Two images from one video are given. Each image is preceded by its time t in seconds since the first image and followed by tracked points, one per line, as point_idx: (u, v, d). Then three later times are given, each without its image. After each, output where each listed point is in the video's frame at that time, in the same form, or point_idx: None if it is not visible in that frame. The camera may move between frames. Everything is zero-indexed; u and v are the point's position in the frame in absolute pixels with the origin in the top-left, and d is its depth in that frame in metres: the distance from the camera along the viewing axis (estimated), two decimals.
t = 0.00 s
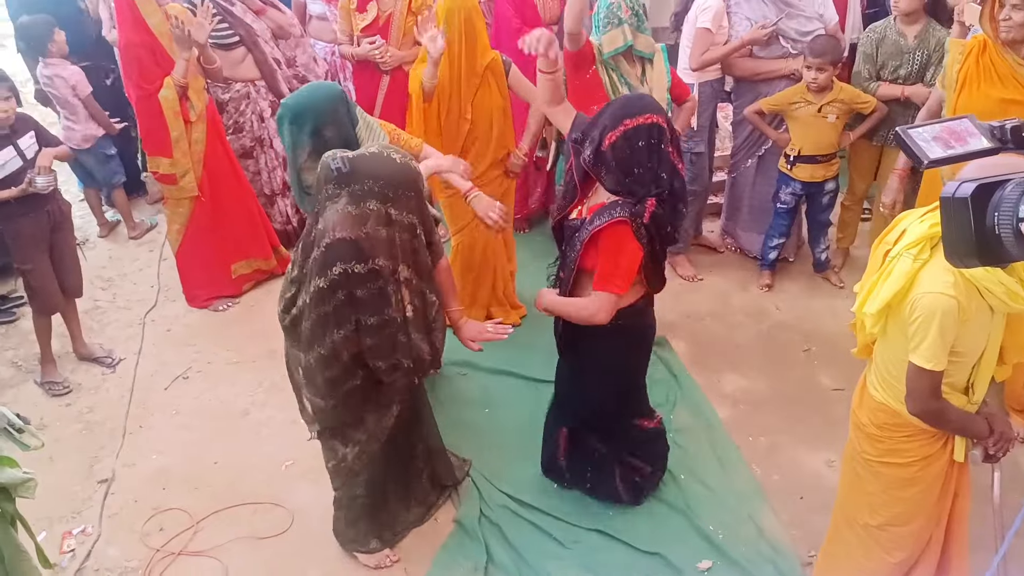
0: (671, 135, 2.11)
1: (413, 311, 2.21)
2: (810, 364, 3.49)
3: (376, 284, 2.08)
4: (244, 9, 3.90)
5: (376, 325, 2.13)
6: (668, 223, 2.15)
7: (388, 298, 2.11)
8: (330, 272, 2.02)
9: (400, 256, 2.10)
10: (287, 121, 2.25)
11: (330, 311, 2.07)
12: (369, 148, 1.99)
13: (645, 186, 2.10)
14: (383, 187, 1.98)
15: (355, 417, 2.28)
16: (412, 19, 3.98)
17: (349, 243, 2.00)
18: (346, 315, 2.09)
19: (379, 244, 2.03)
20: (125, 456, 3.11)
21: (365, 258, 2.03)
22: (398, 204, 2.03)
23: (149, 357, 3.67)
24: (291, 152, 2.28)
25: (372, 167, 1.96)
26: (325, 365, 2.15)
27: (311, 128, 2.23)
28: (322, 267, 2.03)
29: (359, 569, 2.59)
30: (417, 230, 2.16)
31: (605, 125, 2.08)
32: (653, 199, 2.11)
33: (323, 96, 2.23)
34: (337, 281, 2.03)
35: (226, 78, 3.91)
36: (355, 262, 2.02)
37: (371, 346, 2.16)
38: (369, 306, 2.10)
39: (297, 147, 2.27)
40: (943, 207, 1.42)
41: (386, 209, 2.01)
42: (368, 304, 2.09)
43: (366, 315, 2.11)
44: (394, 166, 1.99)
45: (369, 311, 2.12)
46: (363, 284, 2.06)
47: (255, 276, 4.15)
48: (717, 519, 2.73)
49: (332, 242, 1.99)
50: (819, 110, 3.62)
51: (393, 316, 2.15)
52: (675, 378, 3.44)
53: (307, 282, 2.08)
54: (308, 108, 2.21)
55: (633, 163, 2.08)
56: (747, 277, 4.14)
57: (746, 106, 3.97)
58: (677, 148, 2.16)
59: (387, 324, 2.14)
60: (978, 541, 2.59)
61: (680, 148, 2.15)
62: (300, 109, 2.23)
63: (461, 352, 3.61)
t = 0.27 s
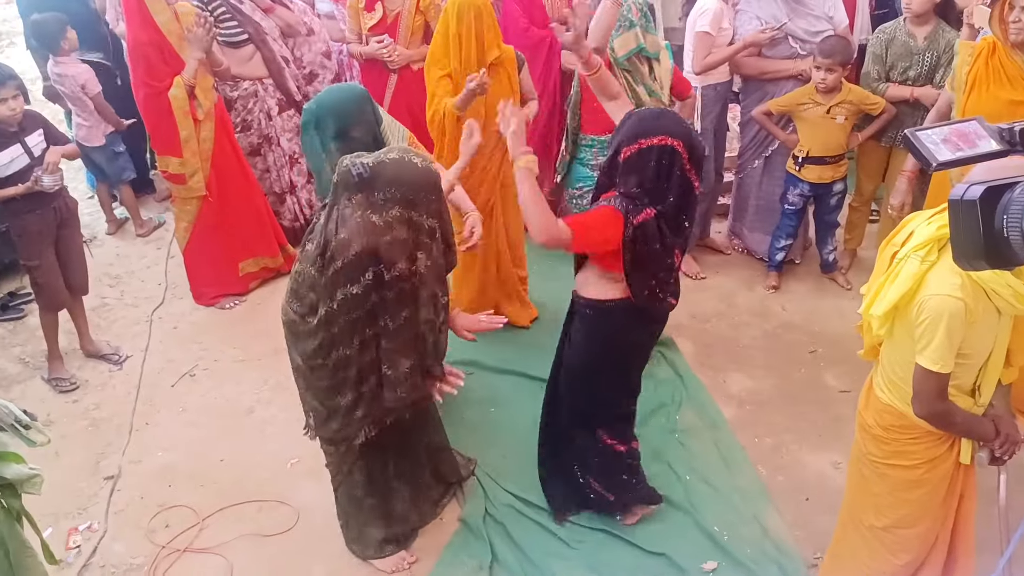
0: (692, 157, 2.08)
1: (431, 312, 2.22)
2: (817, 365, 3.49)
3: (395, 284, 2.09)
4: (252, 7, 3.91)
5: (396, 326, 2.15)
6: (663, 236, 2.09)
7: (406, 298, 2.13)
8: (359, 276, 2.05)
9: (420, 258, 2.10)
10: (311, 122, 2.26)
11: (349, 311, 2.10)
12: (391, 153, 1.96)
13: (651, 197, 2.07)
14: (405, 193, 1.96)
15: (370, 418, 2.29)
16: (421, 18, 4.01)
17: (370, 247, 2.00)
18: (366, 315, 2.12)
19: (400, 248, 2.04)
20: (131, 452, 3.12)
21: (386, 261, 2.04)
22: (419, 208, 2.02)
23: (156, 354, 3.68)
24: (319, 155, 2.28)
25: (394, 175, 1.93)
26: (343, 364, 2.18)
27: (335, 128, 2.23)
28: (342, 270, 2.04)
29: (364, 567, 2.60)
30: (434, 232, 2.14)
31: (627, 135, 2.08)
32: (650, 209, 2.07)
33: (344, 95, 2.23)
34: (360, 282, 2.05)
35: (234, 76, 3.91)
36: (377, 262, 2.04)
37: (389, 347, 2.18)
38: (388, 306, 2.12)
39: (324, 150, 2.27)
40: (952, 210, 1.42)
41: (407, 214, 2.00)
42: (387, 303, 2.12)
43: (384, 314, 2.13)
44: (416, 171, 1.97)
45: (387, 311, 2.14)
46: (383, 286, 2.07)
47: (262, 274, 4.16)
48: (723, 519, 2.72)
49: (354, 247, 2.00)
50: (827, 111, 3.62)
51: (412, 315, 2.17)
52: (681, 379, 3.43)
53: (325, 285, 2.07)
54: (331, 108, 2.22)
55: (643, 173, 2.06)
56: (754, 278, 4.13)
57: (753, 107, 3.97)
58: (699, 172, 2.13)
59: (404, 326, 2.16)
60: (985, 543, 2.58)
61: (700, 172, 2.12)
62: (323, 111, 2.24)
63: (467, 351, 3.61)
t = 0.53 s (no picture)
0: (716, 166, 2.05)
1: (438, 312, 2.26)
2: (823, 368, 3.48)
3: (406, 289, 2.11)
4: (261, 6, 3.92)
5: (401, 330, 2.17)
6: (675, 239, 2.07)
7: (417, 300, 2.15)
8: (367, 279, 2.05)
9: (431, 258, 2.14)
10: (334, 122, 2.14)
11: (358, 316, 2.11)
12: (410, 152, 1.99)
13: (666, 201, 2.07)
14: (422, 190, 2.00)
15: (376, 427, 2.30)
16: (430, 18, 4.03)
17: (386, 248, 2.02)
18: (374, 320, 2.13)
19: (415, 248, 2.06)
20: (138, 450, 3.13)
21: (399, 263, 2.05)
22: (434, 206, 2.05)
23: (163, 352, 3.69)
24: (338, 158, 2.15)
25: (415, 172, 1.97)
26: (347, 369, 2.19)
27: (365, 131, 2.09)
28: (356, 273, 2.04)
29: (370, 566, 2.60)
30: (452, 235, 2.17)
31: (650, 143, 2.06)
32: (658, 209, 2.06)
33: (373, 96, 2.10)
34: (372, 286, 2.06)
35: (243, 74, 3.92)
36: (390, 267, 2.05)
37: (396, 351, 2.21)
38: (396, 310, 2.14)
39: (348, 153, 2.14)
40: (964, 211, 1.42)
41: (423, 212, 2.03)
42: (397, 307, 2.13)
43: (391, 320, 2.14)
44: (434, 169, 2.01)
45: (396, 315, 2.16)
46: (395, 289, 2.09)
47: (269, 273, 4.17)
48: (728, 521, 2.72)
49: (371, 248, 2.01)
50: (835, 113, 3.61)
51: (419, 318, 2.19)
52: (687, 380, 3.43)
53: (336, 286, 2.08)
54: (360, 110, 2.09)
55: (658, 179, 2.05)
56: (761, 279, 4.12)
57: (762, 107, 3.96)
58: (721, 180, 2.09)
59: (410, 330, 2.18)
60: (992, 547, 2.57)
61: (722, 179, 2.08)
62: (352, 113, 2.11)
63: (474, 352, 3.62)
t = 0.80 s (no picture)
0: (727, 174, 2.04)
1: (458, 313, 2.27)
2: (829, 370, 3.47)
3: (430, 286, 2.14)
4: (269, 6, 3.93)
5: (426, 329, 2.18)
6: (682, 238, 2.06)
7: (437, 299, 2.17)
8: (389, 279, 2.08)
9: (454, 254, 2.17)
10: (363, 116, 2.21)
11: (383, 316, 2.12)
12: (431, 149, 2.02)
13: (675, 203, 2.05)
14: (443, 185, 2.04)
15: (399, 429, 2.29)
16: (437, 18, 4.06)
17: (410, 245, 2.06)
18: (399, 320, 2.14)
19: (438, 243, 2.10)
20: (144, 448, 3.14)
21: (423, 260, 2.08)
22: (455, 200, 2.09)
23: (169, 351, 3.70)
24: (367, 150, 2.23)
25: (436, 168, 2.00)
26: (368, 371, 2.20)
27: (396, 119, 2.18)
28: (381, 274, 2.07)
29: (375, 565, 2.60)
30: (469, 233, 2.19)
31: (663, 148, 2.05)
32: (663, 205, 2.06)
33: (400, 85, 2.19)
34: (397, 285, 2.09)
35: (250, 74, 3.92)
36: (414, 266, 2.08)
37: (417, 351, 2.21)
38: (420, 309, 2.15)
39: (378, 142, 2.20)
40: (972, 212, 1.42)
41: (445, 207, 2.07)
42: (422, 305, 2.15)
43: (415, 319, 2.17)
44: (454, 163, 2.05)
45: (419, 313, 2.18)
46: (420, 287, 2.12)
47: (275, 272, 4.18)
48: (733, 522, 2.72)
49: (395, 247, 2.04)
50: (842, 114, 3.61)
51: (444, 315, 2.22)
52: (692, 381, 3.43)
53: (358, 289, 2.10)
54: (391, 100, 2.17)
55: (666, 180, 2.05)
56: (767, 281, 4.12)
57: (769, 108, 3.95)
58: (733, 189, 2.08)
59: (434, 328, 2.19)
60: (997, 550, 2.57)
61: (733, 185, 2.06)
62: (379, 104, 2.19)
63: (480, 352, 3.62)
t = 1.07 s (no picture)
0: (732, 186, 2.03)
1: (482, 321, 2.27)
2: (834, 372, 3.47)
3: (456, 291, 2.15)
4: (276, 7, 3.95)
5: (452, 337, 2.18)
6: (690, 254, 2.06)
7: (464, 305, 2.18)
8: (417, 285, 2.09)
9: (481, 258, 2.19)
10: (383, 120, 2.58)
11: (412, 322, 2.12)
12: (457, 155, 2.05)
13: (684, 218, 2.06)
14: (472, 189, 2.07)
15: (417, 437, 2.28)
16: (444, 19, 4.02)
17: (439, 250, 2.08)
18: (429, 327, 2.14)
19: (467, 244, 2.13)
20: (150, 446, 3.15)
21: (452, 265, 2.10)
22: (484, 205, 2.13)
23: (176, 350, 3.71)
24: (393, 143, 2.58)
25: (464, 172, 2.04)
26: (391, 379, 2.19)
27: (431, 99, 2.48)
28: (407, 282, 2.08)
29: (379, 565, 2.61)
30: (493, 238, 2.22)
31: (671, 157, 2.07)
32: (674, 217, 2.07)
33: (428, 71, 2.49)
34: (424, 291, 2.10)
35: (257, 75, 3.94)
36: (441, 271, 2.10)
37: (443, 358, 2.20)
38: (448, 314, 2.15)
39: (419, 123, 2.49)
40: (977, 212, 1.42)
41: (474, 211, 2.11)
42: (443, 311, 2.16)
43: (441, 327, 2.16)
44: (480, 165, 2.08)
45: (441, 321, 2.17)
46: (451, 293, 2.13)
47: (281, 272, 4.19)
48: (737, 524, 2.72)
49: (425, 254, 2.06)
50: (849, 117, 3.61)
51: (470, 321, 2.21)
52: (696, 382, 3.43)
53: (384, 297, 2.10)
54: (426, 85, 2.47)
55: (673, 192, 2.06)
56: (772, 284, 4.11)
57: (776, 110, 3.95)
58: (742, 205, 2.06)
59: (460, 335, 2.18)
60: (1002, 553, 2.56)
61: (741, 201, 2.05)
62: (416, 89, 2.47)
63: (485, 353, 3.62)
